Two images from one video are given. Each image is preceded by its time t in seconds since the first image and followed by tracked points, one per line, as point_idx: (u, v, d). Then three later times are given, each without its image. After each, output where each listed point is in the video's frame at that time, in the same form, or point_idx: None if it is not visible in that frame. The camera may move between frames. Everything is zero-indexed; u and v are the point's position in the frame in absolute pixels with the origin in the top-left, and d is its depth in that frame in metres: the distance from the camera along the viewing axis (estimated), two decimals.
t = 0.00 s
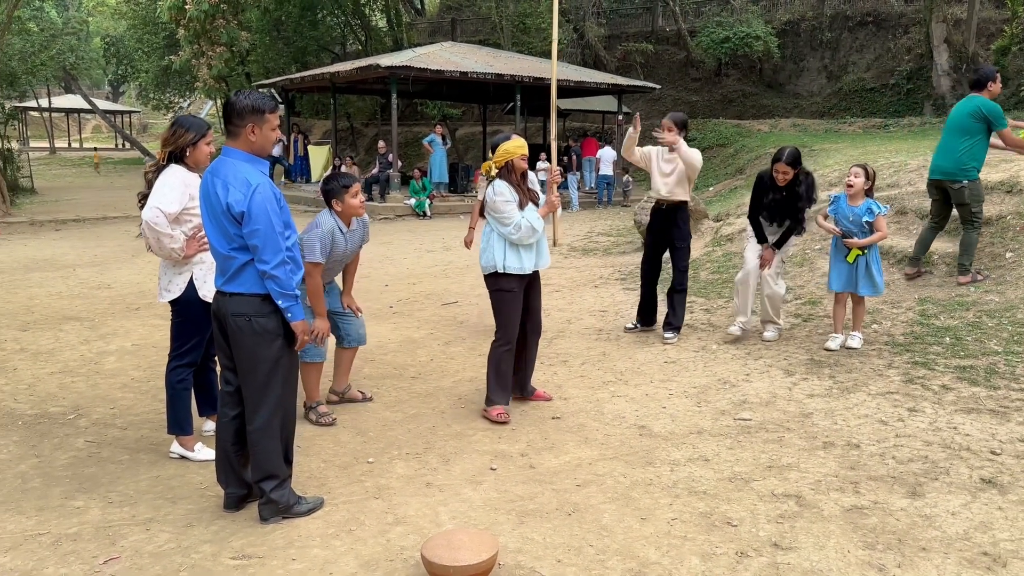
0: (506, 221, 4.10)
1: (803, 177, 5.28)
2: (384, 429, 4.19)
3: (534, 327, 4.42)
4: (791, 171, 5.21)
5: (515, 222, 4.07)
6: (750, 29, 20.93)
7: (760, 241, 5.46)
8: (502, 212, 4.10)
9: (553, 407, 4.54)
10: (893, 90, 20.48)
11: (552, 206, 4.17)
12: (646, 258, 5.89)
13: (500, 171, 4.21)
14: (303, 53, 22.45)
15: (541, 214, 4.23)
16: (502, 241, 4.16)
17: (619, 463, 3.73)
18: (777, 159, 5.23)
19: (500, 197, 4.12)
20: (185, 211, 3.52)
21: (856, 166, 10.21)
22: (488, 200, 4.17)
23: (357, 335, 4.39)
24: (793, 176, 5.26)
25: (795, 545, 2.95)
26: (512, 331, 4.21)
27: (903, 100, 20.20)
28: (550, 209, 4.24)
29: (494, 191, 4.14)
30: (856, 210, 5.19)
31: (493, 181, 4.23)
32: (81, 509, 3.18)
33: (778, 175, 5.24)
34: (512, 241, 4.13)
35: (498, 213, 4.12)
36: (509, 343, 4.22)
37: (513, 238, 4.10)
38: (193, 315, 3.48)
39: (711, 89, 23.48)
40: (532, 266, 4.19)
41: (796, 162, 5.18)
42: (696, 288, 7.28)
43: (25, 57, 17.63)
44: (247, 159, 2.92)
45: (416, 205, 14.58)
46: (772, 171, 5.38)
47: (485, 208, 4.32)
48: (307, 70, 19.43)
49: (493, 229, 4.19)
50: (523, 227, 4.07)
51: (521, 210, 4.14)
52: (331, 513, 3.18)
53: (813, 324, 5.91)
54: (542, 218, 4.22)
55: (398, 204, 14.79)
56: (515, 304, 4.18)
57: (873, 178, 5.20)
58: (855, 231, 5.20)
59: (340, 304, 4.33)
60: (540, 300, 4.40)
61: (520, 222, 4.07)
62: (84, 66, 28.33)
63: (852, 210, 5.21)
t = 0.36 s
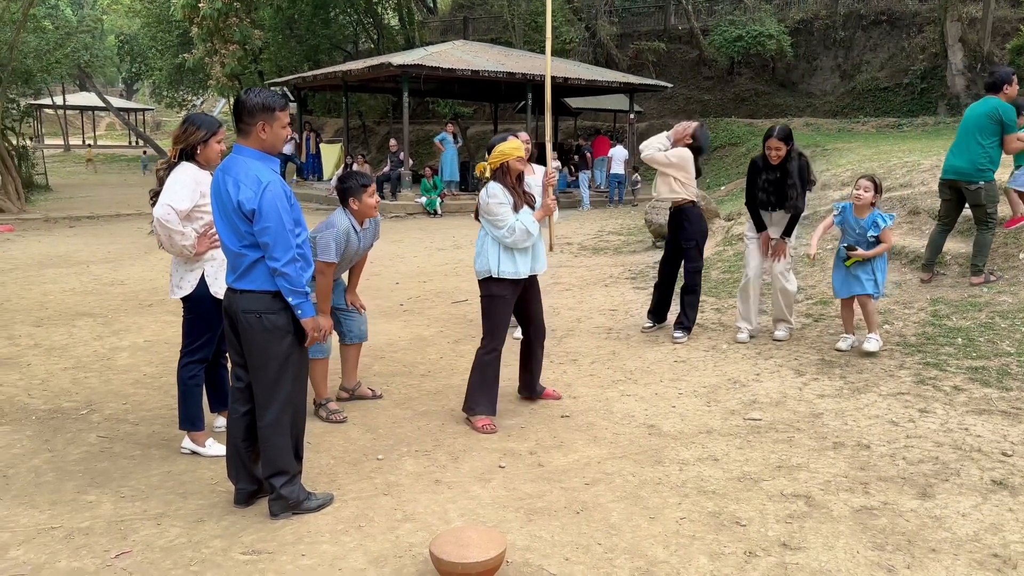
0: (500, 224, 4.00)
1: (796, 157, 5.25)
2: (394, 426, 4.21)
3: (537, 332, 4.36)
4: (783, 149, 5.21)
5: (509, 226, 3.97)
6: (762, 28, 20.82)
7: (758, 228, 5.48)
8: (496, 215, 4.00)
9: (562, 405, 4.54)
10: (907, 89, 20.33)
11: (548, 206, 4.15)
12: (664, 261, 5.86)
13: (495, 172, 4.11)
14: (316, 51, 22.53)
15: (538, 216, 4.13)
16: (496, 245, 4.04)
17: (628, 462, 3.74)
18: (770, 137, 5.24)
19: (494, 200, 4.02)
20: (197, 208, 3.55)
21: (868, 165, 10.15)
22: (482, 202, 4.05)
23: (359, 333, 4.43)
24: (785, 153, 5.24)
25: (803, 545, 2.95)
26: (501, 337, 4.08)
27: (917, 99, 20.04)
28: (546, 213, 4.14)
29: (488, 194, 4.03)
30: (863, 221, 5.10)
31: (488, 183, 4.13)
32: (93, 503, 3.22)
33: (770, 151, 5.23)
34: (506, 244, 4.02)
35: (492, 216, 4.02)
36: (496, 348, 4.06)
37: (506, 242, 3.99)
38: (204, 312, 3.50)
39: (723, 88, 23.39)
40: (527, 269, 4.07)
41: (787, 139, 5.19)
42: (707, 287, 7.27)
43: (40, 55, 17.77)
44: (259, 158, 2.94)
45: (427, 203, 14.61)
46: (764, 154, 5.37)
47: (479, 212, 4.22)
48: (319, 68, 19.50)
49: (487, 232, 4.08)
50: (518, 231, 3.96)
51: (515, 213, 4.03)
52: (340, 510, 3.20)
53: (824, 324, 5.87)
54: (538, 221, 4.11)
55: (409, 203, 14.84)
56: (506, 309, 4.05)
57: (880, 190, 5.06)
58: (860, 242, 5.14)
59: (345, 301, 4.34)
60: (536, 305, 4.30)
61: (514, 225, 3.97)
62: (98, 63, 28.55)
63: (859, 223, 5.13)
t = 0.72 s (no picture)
0: (486, 224, 3.86)
1: (789, 144, 5.28)
2: (402, 424, 4.22)
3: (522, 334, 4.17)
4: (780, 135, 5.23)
5: (496, 226, 3.84)
6: (773, 28, 20.73)
7: (742, 214, 5.46)
8: (482, 214, 3.85)
9: (570, 405, 4.53)
10: (919, 89, 20.20)
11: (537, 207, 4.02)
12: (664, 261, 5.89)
13: (481, 169, 3.95)
14: (326, 50, 22.59)
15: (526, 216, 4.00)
16: (483, 245, 3.91)
17: (635, 462, 3.73)
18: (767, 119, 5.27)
19: (481, 199, 3.86)
20: (205, 206, 3.57)
21: (880, 166, 10.08)
22: (468, 202, 3.91)
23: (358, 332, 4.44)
24: (780, 138, 5.26)
25: (812, 547, 2.93)
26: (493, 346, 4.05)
27: (928, 100, 19.91)
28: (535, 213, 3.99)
29: (474, 192, 3.89)
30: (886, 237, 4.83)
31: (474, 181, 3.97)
32: (102, 500, 3.24)
33: (767, 134, 5.25)
34: (493, 246, 3.89)
35: (478, 215, 3.87)
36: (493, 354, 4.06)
37: (494, 243, 3.86)
38: (214, 310, 3.52)
39: (734, 88, 23.30)
40: (514, 272, 3.95)
41: (785, 125, 5.22)
42: (716, 287, 7.24)
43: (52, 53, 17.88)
44: (268, 156, 2.95)
45: (436, 202, 14.62)
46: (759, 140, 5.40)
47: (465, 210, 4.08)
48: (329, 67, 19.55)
49: (473, 232, 3.95)
50: (505, 231, 3.84)
51: (503, 212, 3.90)
52: (347, 508, 3.21)
53: (834, 325, 5.84)
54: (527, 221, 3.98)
55: (418, 202, 14.86)
56: (498, 314, 3.98)
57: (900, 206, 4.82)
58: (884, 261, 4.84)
59: (346, 300, 4.35)
60: (521, 311, 4.11)
61: (501, 225, 3.84)
62: (110, 62, 28.72)
63: (879, 238, 4.85)
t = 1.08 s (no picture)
0: (483, 226, 3.68)
1: (795, 141, 5.28)
2: (407, 424, 4.21)
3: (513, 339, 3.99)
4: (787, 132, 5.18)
5: (494, 228, 3.67)
6: (782, 28, 20.66)
7: (753, 214, 5.35)
8: (479, 216, 3.68)
9: (576, 405, 4.53)
10: (928, 90, 20.10)
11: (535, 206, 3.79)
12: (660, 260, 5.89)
13: (475, 171, 3.79)
14: (334, 49, 22.61)
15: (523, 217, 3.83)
16: (481, 250, 3.73)
17: (641, 463, 3.72)
18: (774, 116, 5.22)
19: (477, 201, 3.69)
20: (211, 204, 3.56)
21: (888, 167, 10.04)
22: (463, 205, 3.74)
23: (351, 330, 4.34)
24: (787, 136, 5.23)
25: (818, 550, 2.92)
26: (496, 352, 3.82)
27: (938, 100, 19.81)
28: (533, 213, 3.81)
29: (470, 195, 3.72)
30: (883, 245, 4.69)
31: (468, 184, 3.80)
32: (109, 497, 3.25)
33: (774, 132, 5.19)
34: (491, 249, 3.71)
35: (474, 218, 3.70)
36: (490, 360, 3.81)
37: (492, 246, 3.69)
38: (220, 308, 3.52)
39: (741, 88, 23.23)
40: (513, 275, 3.78)
41: (792, 122, 5.19)
42: (723, 288, 7.22)
43: (61, 51, 17.95)
44: (276, 155, 2.95)
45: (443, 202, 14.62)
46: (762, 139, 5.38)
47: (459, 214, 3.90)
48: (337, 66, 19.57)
49: (469, 236, 3.76)
50: (504, 234, 3.67)
51: (500, 215, 3.73)
52: (353, 507, 3.21)
53: (841, 327, 5.81)
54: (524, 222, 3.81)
55: (425, 201, 14.87)
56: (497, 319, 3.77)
57: (896, 213, 4.64)
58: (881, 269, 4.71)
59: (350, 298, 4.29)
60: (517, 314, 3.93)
61: (498, 227, 3.67)
62: (119, 60, 28.82)
63: (878, 246, 4.70)
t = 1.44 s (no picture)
0: (471, 228, 3.61)
1: (814, 143, 5.15)
2: (410, 422, 4.21)
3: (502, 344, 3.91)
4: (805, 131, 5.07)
5: (482, 229, 3.60)
6: (786, 27, 20.60)
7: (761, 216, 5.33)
8: (467, 217, 3.60)
9: (579, 405, 4.52)
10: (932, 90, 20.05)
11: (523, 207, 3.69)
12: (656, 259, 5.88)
13: (461, 169, 3.68)
14: (338, 48, 22.56)
15: (512, 218, 3.75)
16: (467, 251, 3.66)
17: (645, 463, 3.71)
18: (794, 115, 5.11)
19: (465, 201, 3.61)
20: (213, 201, 3.56)
21: (892, 167, 10.03)
22: (451, 205, 3.66)
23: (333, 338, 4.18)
24: (806, 137, 5.12)
25: (822, 551, 2.91)
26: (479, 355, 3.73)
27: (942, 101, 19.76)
28: (521, 215, 3.75)
29: (457, 195, 3.63)
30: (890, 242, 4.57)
31: (455, 182, 3.71)
32: (112, 494, 3.25)
33: (792, 132, 5.09)
34: (478, 251, 3.64)
35: (461, 219, 3.62)
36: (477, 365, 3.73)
37: (479, 248, 3.61)
38: (223, 306, 3.53)
39: (746, 87, 23.19)
40: (499, 278, 3.71)
41: (812, 122, 5.08)
42: (727, 288, 7.21)
43: (66, 48, 17.96)
44: (269, 153, 2.95)
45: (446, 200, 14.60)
46: (785, 138, 5.28)
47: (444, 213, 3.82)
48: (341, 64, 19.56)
49: (455, 237, 3.69)
50: (492, 236, 3.60)
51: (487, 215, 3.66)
52: (356, 505, 3.21)
53: (846, 327, 5.79)
54: (512, 224, 3.73)
55: (428, 199, 14.86)
56: (480, 325, 3.68)
57: (901, 207, 4.57)
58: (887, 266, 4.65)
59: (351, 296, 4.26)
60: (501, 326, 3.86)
61: (486, 229, 3.60)
62: (124, 57, 28.86)
63: (886, 244, 4.58)
